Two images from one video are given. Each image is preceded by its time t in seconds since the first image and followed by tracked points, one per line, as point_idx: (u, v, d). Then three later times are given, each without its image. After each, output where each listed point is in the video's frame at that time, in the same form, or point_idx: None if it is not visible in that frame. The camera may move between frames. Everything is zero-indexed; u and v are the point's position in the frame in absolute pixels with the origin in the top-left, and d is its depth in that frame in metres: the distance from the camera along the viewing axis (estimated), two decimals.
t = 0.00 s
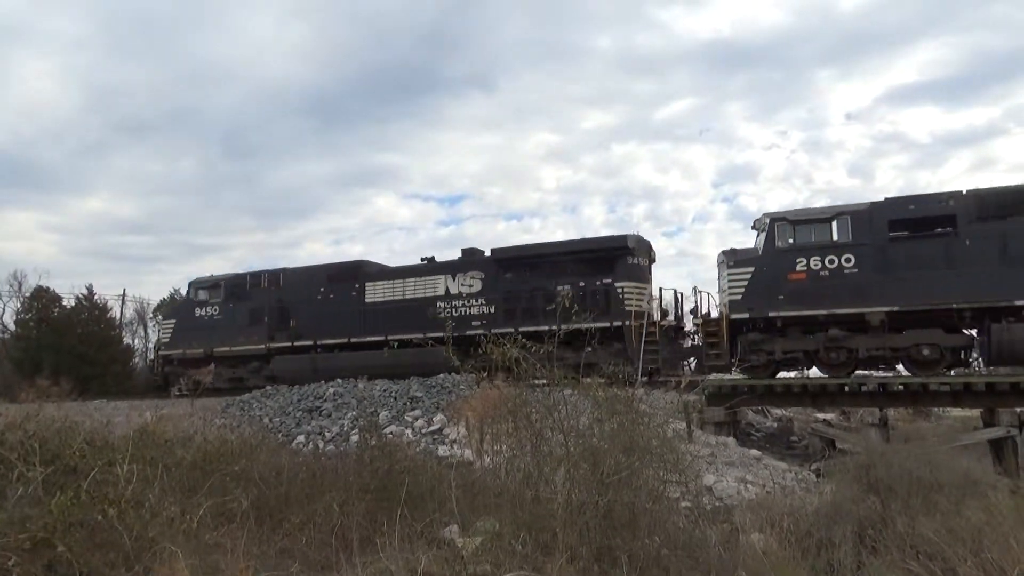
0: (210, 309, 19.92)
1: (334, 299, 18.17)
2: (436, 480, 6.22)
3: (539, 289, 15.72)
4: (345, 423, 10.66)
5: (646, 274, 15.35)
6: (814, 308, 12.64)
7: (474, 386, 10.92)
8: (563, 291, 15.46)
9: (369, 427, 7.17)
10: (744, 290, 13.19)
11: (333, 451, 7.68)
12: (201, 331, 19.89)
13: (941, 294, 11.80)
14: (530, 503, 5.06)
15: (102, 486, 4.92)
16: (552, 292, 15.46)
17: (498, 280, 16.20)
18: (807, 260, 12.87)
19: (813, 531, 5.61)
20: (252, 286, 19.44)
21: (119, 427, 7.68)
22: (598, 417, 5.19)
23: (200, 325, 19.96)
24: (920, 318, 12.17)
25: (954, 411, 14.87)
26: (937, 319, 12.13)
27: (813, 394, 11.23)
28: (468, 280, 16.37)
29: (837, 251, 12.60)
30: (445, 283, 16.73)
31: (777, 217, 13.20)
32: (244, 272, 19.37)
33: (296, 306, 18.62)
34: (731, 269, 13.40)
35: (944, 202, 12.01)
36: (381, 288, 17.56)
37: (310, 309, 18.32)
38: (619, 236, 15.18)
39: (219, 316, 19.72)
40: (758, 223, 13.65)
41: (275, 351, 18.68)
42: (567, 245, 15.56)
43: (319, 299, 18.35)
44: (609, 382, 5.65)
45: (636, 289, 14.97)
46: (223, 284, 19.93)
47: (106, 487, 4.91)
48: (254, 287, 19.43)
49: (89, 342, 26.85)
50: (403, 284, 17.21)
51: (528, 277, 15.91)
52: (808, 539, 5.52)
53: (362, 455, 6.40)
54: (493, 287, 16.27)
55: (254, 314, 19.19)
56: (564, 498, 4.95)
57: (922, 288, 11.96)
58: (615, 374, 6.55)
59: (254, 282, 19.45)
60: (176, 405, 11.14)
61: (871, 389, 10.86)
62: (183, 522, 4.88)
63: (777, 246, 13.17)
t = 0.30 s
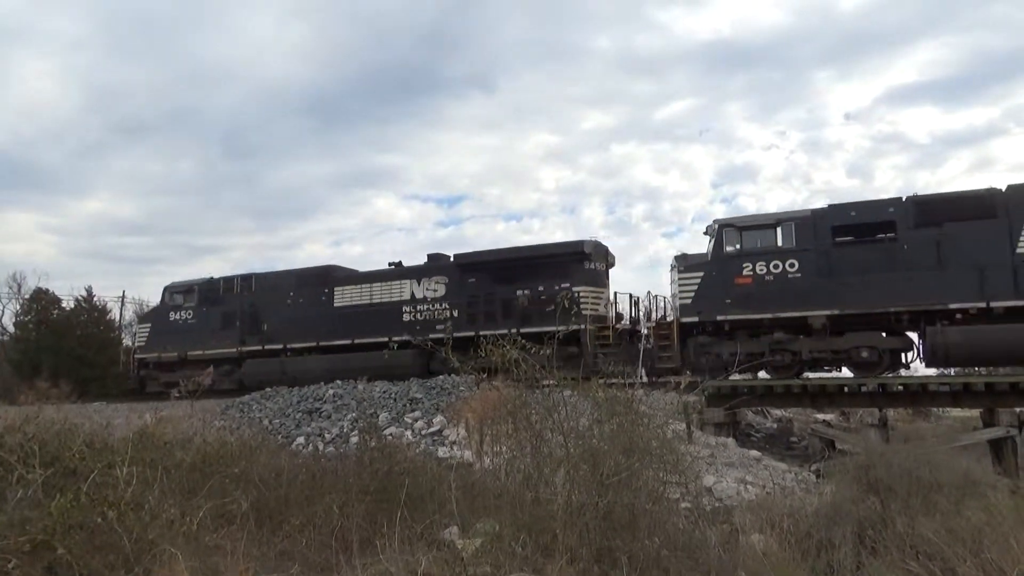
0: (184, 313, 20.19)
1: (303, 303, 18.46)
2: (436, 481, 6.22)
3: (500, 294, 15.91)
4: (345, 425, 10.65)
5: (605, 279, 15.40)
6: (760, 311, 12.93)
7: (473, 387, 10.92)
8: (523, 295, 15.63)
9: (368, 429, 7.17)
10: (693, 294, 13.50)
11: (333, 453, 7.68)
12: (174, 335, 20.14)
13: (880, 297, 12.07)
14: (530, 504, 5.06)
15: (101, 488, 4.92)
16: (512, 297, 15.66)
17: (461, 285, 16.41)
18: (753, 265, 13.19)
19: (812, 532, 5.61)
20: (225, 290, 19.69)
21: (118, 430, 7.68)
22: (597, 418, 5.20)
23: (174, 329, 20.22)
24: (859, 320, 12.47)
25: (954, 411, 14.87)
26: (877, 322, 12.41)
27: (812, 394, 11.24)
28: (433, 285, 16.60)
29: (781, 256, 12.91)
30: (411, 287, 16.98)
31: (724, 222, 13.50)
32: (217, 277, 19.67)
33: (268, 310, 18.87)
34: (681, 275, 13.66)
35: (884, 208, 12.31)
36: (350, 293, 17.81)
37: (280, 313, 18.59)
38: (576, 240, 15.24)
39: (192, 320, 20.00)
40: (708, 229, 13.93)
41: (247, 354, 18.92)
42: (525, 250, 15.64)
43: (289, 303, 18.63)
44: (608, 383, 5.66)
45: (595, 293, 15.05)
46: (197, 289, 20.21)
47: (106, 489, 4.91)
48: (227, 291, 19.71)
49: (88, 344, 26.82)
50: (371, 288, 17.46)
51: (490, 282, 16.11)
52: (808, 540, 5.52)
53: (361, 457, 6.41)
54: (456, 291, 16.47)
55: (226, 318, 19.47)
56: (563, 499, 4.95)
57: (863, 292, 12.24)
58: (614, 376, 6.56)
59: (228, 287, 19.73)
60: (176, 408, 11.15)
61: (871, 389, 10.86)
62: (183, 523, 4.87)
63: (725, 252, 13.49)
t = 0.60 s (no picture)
0: (161, 317, 20.54)
1: (277, 307, 18.87)
2: (439, 482, 6.23)
3: (465, 296, 16.31)
4: (347, 425, 10.65)
5: (565, 282, 16.00)
6: (712, 313, 13.74)
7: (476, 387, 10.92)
8: (487, 297, 16.08)
9: (371, 430, 7.20)
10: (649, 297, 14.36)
11: (335, 453, 7.69)
12: (151, 338, 20.46)
13: (823, 298, 12.97)
14: (533, 504, 5.06)
15: (105, 490, 4.93)
16: (476, 299, 16.06)
17: (427, 288, 16.84)
18: (705, 269, 14.07)
19: (815, 531, 5.61)
20: (202, 294, 20.07)
21: (122, 431, 7.69)
22: (599, 417, 5.21)
23: (152, 332, 20.56)
24: (805, 321, 13.32)
25: (956, 411, 14.82)
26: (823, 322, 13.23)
27: (815, 393, 11.25)
28: (401, 288, 17.04)
29: (731, 260, 13.81)
30: (380, 291, 17.41)
31: (679, 227, 14.35)
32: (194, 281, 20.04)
33: (243, 313, 19.27)
34: (637, 278, 14.57)
35: (830, 214, 13.25)
36: (322, 296, 18.26)
37: (256, 316, 18.98)
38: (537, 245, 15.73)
39: (169, 324, 20.34)
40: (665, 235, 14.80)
41: (222, 357, 19.29)
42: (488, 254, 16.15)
43: (263, 307, 19.03)
44: (610, 383, 5.66)
45: (556, 296, 15.55)
46: (175, 292, 20.54)
47: (110, 490, 4.92)
48: (203, 295, 20.07)
49: (91, 345, 26.84)
50: (342, 291, 17.94)
51: (455, 285, 16.51)
52: (810, 539, 5.51)
53: (363, 457, 6.42)
54: (424, 295, 16.91)
55: (202, 321, 19.83)
56: (565, 499, 4.95)
57: (807, 294, 13.13)
58: (616, 375, 6.57)
59: (204, 291, 20.09)
60: (179, 409, 11.16)
61: (874, 388, 10.86)
62: (186, 525, 4.88)
63: (679, 256, 14.34)
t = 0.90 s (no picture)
0: (139, 318, 20.96)
1: (251, 309, 19.31)
2: (439, 481, 6.24)
3: (430, 300, 16.63)
4: (348, 425, 10.67)
5: (526, 286, 16.38)
6: (664, 316, 13.99)
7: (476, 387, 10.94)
8: (452, 301, 16.30)
9: (372, 429, 7.22)
10: (605, 302, 14.66)
11: (336, 453, 7.71)
12: (130, 339, 20.88)
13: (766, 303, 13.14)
14: (533, 504, 5.06)
15: (106, 489, 4.93)
16: (441, 302, 16.35)
17: (395, 291, 17.22)
18: (657, 274, 14.32)
19: (816, 532, 5.60)
20: (179, 296, 20.53)
21: (124, 430, 7.71)
22: (600, 418, 5.20)
23: (131, 334, 21.00)
24: (750, 325, 13.49)
25: (959, 411, 14.78)
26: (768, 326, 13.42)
27: (816, 394, 11.24)
28: (369, 292, 17.43)
29: (682, 265, 14.04)
30: (349, 294, 17.82)
31: (634, 233, 14.66)
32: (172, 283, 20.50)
33: (218, 315, 19.71)
34: (594, 282, 14.91)
35: (778, 220, 13.43)
36: (294, 298, 18.67)
37: (230, 319, 19.40)
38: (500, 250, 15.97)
39: (147, 325, 20.76)
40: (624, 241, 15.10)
41: (197, 358, 19.66)
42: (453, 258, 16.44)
43: (237, 309, 19.47)
44: (611, 384, 5.66)
45: (516, 300, 15.91)
46: (152, 294, 20.99)
47: (111, 489, 4.92)
48: (180, 297, 20.51)
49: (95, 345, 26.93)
50: (313, 294, 18.34)
51: (421, 289, 16.85)
52: (811, 541, 5.50)
53: (364, 457, 6.43)
54: (391, 298, 17.27)
55: (179, 323, 20.24)
56: (566, 500, 4.95)
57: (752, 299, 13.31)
58: (617, 376, 6.56)
59: (181, 293, 20.52)
60: (180, 408, 11.17)
61: (875, 389, 10.85)
62: (187, 524, 4.88)
63: (634, 261, 14.64)
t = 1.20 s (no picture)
0: (119, 319, 20.94)
1: (227, 309, 19.31)
2: (440, 480, 6.26)
3: (398, 301, 16.78)
4: (350, 422, 10.68)
5: (491, 288, 16.61)
6: (619, 317, 14.05)
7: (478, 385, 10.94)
8: (419, 302, 16.47)
9: (373, 427, 7.24)
10: (563, 303, 14.68)
11: (337, 451, 7.72)
12: (110, 340, 20.87)
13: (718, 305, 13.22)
14: (535, 503, 5.06)
15: (108, 487, 4.93)
16: (408, 304, 16.51)
17: (365, 293, 17.34)
18: (614, 276, 14.36)
19: (816, 531, 5.59)
20: (157, 296, 20.49)
21: (125, 428, 7.72)
22: (601, 417, 5.20)
23: (111, 334, 21.00)
24: (702, 327, 13.56)
25: (960, 411, 14.78)
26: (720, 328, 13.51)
27: (818, 392, 11.22)
28: (340, 293, 17.56)
29: (638, 267, 14.11)
30: (321, 295, 17.92)
31: (592, 236, 14.72)
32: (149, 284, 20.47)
33: (195, 316, 19.68)
34: (553, 283, 14.91)
35: (731, 224, 13.55)
36: (267, 299, 18.71)
37: (207, 319, 19.38)
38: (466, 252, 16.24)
39: (126, 326, 20.76)
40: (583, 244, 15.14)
41: (175, 358, 19.64)
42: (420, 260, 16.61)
43: (214, 310, 19.46)
44: (611, 382, 5.66)
45: (481, 301, 16.10)
46: (131, 295, 20.95)
47: (113, 487, 4.93)
48: (159, 298, 20.50)
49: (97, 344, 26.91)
50: (286, 295, 18.42)
51: (389, 290, 16.98)
52: (813, 539, 5.49)
53: (366, 456, 6.44)
54: (361, 299, 17.39)
55: (157, 323, 20.19)
56: (568, 498, 4.95)
57: (704, 301, 13.39)
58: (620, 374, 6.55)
59: (159, 294, 20.50)
60: (182, 406, 11.18)
61: (877, 388, 10.83)
62: (189, 522, 4.89)
63: (592, 263, 14.67)
